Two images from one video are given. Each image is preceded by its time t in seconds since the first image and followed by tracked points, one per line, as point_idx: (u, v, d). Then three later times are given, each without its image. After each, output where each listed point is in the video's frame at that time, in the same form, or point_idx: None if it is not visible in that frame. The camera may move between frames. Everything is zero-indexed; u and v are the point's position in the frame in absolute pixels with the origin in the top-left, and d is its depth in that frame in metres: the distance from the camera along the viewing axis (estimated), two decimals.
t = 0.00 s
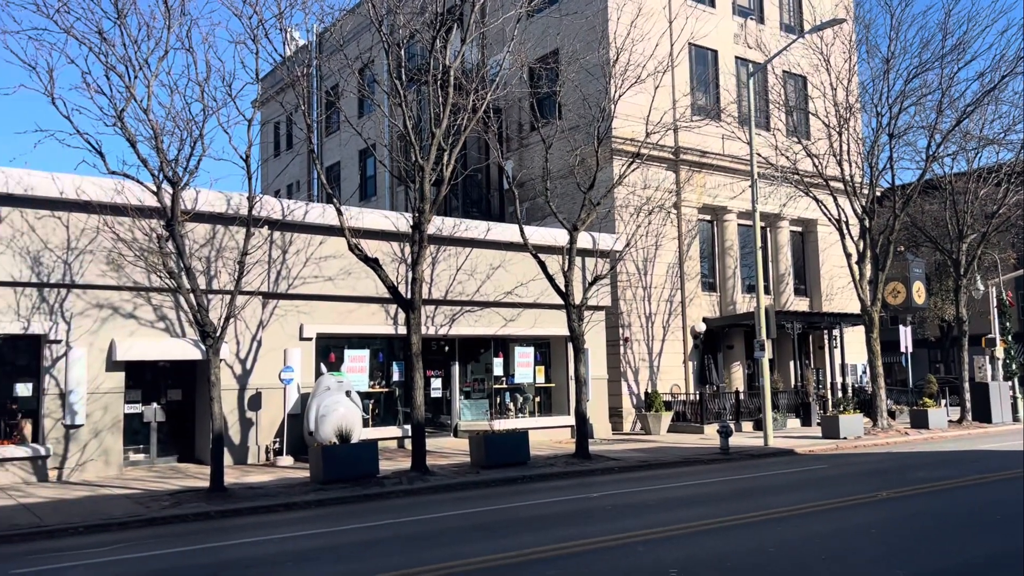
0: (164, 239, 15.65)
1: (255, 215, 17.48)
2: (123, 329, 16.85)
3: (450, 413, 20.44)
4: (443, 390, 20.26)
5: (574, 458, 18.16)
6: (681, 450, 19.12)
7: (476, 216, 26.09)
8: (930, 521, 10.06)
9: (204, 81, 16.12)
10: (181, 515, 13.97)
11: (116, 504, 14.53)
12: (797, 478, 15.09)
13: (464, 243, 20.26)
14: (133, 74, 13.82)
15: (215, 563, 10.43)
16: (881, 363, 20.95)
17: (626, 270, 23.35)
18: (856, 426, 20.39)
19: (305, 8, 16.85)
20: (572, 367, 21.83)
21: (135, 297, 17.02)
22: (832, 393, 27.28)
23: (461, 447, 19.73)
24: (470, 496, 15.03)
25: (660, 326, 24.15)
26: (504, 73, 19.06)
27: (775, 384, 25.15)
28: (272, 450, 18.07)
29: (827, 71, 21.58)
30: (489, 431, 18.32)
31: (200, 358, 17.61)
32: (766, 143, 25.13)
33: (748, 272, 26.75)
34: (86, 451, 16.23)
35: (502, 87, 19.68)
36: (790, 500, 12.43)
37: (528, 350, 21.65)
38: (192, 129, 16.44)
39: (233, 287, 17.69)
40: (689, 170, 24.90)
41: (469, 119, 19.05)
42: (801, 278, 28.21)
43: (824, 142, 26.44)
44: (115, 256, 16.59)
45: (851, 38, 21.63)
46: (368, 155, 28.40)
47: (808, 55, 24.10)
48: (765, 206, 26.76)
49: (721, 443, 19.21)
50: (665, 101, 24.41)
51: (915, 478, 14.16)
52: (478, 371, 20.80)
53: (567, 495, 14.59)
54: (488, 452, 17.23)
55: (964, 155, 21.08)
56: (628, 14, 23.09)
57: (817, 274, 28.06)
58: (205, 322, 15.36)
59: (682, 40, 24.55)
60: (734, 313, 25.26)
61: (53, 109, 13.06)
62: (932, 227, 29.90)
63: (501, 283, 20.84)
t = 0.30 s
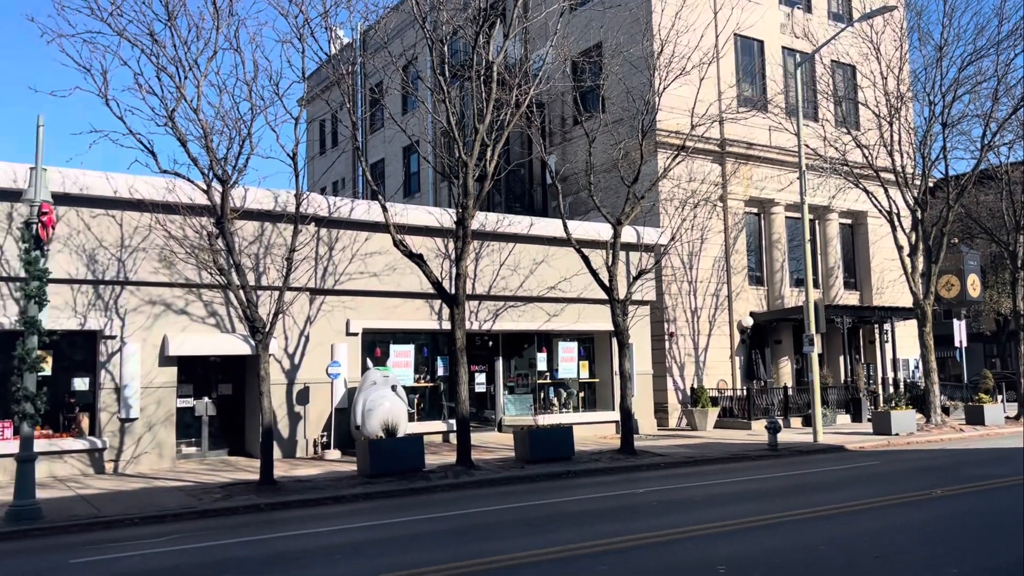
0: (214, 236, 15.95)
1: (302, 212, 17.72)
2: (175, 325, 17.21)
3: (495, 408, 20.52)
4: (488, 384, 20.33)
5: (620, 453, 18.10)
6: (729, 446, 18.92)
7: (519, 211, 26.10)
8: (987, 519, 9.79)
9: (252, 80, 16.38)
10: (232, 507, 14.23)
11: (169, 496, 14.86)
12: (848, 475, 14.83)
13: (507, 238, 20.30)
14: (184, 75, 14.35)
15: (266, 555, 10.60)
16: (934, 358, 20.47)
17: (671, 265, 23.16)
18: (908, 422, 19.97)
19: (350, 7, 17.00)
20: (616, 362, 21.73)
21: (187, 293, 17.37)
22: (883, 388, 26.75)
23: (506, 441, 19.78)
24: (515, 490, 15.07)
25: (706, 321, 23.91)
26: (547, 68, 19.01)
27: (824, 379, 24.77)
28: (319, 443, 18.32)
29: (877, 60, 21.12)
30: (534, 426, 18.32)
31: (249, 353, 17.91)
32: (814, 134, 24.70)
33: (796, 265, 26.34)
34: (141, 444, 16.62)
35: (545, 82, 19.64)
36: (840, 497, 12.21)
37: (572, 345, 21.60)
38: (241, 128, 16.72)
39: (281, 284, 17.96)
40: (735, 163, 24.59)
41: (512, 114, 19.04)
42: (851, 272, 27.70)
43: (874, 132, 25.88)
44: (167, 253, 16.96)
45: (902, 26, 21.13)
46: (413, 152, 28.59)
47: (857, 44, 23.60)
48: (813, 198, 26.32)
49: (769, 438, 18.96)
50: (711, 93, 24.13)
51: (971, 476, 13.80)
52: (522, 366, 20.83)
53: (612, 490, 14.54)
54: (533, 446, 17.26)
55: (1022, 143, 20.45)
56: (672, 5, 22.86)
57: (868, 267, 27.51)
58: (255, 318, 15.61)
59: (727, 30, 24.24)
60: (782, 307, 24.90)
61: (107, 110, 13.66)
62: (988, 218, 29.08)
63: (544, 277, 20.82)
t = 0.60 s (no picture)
0: (258, 235, 16.19)
1: (342, 210, 17.91)
2: (221, 322, 17.49)
3: (534, 405, 20.53)
4: (527, 381, 20.33)
5: (660, 451, 17.98)
6: (771, 444, 18.68)
7: (557, 207, 26.07)
8: None
9: (293, 80, 16.58)
10: (276, 500, 14.44)
11: (215, 490, 15.13)
12: (895, 474, 14.55)
13: (546, 234, 20.28)
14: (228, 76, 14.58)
15: (309, 548, 10.74)
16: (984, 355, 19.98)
17: (712, 260, 22.94)
18: (957, 420, 19.53)
19: (389, 6, 17.13)
20: (656, 359, 21.58)
21: (231, 291, 17.66)
22: (931, 386, 26.21)
23: (546, 438, 19.77)
24: (556, 487, 15.06)
25: (748, 318, 23.64)
26: (586, 63, 18.93)
27: (870, 376, 24.35)
28: (361, 439, 18.50)
29: (923, 50, 20.67)
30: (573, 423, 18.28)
31: (292, 350, 18.10)
32: (858, 126, 24.27)
33: (840, 260, 25.92)
34: (187, 439, 16.95)
35: (583, 77, 19.55)
36: (887, 496, 11.98)
37: (611, 342, 21.49)
38: (283, 127, 16.94)
39: (323, 281, 18.17)
40: (777, 157, 24.26)
41: (551, 110, 18.98)
42: (897, 267, 27.17)
43: (921, 123, 25.34)
44: (212, 251, 17.26)
45: (950, 14, 20.64)
46: (451, 149, 28.70)
47: (903, 34, 23.13)
48: (857, 192, 25.89)
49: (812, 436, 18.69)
50: (752, 87, 23.85)
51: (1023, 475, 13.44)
52: (561, 363, 20.79)
53: (653, 488, 14.46)
54: (573, 443, 17.22)
55: None
56: None
57: (914, 262, 26.97)
58: (297, 315, 15.80)
59: (769, 23, 23.93)
60: (826, 303, 24.52)
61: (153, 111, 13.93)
62: None
63: (583, 274, 20.76)
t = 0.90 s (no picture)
0: (306, 233, 16.41)
1: (388, 208, 18.05)
2: (270, 319, 17.78)
3: (579, 402, 20.48)
4: (572, 378, 20.31)
5: (708, 449, 17.79)
6: (822, 442, 18.36)
7: (602, 203, 25.97)
8: None
9: (340, 80, 16.76)
10: (326, 495, 14.63)
11: (265, 484, 15.38)
12: (952, 473, 14.18)
13: (590, 231, 20.20)
14: (276, 77, 14.80)
15: (358, 543, 10.86)
16: None
17: (760, 256, 22.62)
18: (1016, 419, 18.98)
19: (434, 4, 17.20)
20: (704, 355, 21.36)
21: (281, 288, 17.93)
22: (988, 383, 25.53)
23: (591, 435, 19.71)
24: (602, 484, 15.01)
25: (797, 314, 23.27)
26: (631, 57, 18.79)
27: (924, 373, 23.81)
28: (407, 435, 18.65)
29: (980, 38, 20.11)
30: (619, 420, 18.18)
31: (340, 346, 18.35)
32: (911, 118, 23.72)
33: (892, 255, 25.37)
34: (239, 434, 17.27)
35: (628, 72, 19.41)
36: (944, 496, 11.69)
37: (657, 338, 21.33)
38: (330, 127, 17.14)
39: (370, 279, 18.35)
40: (827, 150, 23.83)
41: (595, 105, 18.86)
42: (952, 261, 26.51)
43: (977, 114, 24.65)
44: (262, 249, 17.55)
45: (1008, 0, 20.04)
46: (495, 146, 28.76)
47: (959, 22, 22.51)
48: (910, 185, 25.31)
49: (865, 435, 18.32)
50: (801, 79, 23.45)
51: None
52: (606, 359, 20.71)
53: (701, 486, 14.32)
54: (619, 441, 17.13)
55: None
56: None
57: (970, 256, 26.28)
58: (345, 312, 15.97)
59: (818, 14, 23.50)
60: (878, 299, 24.03)
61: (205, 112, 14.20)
62: None
63: (628, 270, 20.62)
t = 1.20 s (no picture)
0: (354, 231, 16.57)
1: (435, 206, 18.16)
2: (320, 317, 18.02)
3: (626, 400, 20.35)
4: (618, 375, 20.21)
5: (758, 447, 17.55)
6: (876, 441, 17.99)
7: (648, 198, 25.79)
8: None
9: (387, 80, 16.91)
10: (374, 491, 14.78)
11: (315, 480, 15.59)
12: (1013, 474, 13.77)
13: (637, 227, 20.06)
14: (324, 77, 14.98)
15: (407, 538, 10.94)
16: None
17: (811, 252, 22.25)
18: None
19: (480, 2, 17.24)
20: (753, 353, 21.06)
21: (330, 286, 18.15)
22: None
23: (639, 433, 19.59)
24: (650, 482, 14.90)
25: (849, 310, 22.84)
26: (678, 52, 18.60)
27: (983, 371, 23.18)
28: (454, 431, 18.74)
29: None
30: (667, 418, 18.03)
31: (388, 344, 18.51)
32: (968, 109, 23.10)
33: (948, 250, 24.73)
34: (289, 430, 17.54)
35: (675, 66, 19.22)
36: (1005, 498, 11.35)
37: (705, 335, 21.11)
38: (378, 126, 17.30)
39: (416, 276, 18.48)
40: (880, 143, 23.33)
41: (642, 100, 18.72)
42: (1011, 256, 25.74)
43: None
44: (311, 248, 17.79)
45: None
46: (541, 143, 28.74)
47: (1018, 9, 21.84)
48: (967, 178, 24.65)
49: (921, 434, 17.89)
50: (853, 71, 23.00)
51: None
52: (653, 357, 20.56)
53: (752, 485, 14.13)
54: (667, 439, 16.99)
55: None
56: None
57: None
58: (393, 309, 16.09)
59: (870, 4, 23.01)
60: (934, 295, 23.45)
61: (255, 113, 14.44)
62: None
63: (675, 266, 20.44)
